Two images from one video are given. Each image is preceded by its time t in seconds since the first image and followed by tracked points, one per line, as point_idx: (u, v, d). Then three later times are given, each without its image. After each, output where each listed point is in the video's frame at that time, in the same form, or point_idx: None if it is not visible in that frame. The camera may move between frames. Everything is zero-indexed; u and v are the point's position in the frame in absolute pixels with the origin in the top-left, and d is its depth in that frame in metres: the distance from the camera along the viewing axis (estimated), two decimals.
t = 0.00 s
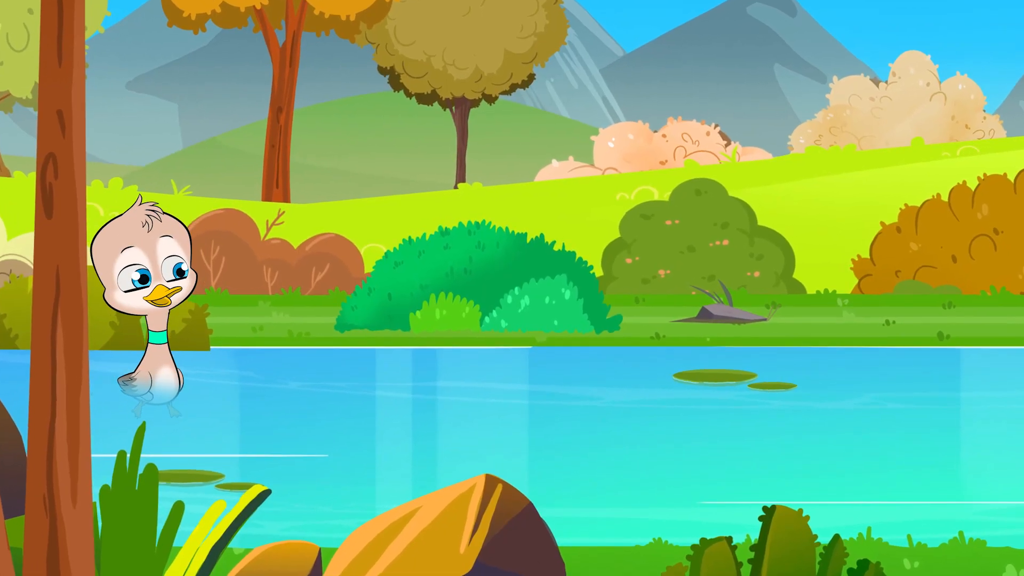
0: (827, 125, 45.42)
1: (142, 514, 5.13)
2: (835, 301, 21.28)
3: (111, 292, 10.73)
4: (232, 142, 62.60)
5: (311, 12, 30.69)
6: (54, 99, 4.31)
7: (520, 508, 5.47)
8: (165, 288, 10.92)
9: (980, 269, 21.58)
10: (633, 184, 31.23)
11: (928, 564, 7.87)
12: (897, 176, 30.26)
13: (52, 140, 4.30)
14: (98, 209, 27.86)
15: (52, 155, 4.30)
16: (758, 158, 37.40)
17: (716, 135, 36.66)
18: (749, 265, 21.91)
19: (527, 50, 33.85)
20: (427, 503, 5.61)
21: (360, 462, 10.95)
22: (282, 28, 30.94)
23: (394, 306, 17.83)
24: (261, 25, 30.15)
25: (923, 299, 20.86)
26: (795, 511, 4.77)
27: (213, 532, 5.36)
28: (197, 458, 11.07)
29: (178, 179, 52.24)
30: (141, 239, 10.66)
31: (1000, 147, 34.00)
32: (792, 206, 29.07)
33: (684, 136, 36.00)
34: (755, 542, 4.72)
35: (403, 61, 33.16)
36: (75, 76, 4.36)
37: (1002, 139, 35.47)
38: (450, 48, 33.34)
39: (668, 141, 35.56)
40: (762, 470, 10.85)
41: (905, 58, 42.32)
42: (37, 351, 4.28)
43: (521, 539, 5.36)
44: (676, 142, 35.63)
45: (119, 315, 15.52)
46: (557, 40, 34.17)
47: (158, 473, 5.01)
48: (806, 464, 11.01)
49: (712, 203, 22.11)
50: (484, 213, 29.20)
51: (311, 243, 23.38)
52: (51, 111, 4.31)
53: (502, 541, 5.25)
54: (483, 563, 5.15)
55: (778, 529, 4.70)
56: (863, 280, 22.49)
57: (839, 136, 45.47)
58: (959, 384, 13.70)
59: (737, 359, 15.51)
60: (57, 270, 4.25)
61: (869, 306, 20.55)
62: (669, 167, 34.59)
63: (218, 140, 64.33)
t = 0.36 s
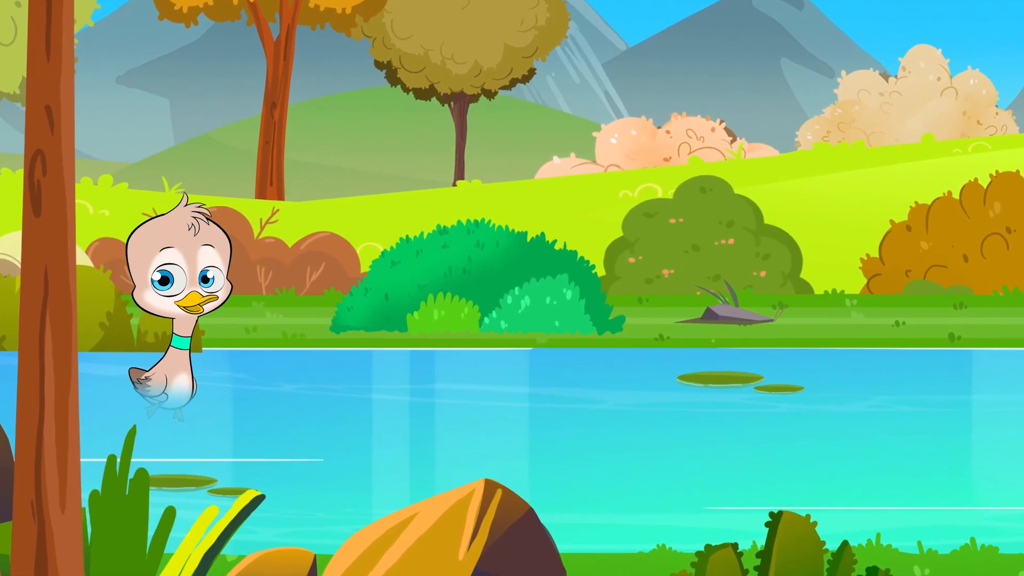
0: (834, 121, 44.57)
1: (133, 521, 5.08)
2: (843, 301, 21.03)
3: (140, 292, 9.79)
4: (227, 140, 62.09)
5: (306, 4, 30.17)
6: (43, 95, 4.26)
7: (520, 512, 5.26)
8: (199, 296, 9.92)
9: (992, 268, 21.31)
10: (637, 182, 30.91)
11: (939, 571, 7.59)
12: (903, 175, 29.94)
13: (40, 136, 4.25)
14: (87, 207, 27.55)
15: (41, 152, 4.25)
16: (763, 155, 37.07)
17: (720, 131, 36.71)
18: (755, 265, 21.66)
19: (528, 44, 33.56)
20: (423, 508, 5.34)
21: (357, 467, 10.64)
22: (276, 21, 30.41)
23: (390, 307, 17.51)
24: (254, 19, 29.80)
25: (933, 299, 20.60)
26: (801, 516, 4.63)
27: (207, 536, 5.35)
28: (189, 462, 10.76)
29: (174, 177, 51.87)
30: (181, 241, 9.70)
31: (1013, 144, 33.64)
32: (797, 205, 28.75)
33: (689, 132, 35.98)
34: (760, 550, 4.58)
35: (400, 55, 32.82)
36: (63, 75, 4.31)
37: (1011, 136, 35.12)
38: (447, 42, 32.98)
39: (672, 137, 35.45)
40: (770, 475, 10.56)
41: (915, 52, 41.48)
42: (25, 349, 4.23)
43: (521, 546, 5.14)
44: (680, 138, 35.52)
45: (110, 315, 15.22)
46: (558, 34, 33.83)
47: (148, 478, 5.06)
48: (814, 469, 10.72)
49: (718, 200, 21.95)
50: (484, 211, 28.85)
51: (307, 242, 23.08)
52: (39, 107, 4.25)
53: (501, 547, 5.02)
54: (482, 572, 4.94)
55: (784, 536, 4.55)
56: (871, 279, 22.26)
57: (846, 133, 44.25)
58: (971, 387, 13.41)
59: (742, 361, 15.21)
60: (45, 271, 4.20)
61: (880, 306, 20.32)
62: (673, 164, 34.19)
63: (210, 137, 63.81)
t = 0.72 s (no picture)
0: (842, 117, 43.97)
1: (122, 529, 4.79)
2: (851, 301, 20.84)
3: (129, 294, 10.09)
4: (225, 137, 61.77)
5: None
6: (31, 91, 3.93)
7: (521, 520, 5.01)
8: (187, 291, 10.07)
9: (1003, 268, 21.12)
10: (640, 179, 30.66)
11: None
12: (909, 173, 29.69)
13: (28, 132, 3.91)
14: (77, 205, 27.28)
15: (28, 148, 3.91)
16: (768, 152, 36.75)
17: (726, 128, 36.31)
18: (762, 263, 21.36)
19: (528, 37, 33.25)
20: (422, 512, 5.06)
21: (353, 472, 10.36)
22: (271, 15, 30.28)
23: (387, 307, 17.25)
24: (247, 13, 29.61)
25: (943, 298, 20.37)
26: (808, 523, 4.79)
27: (200, 542, 5.09)
28: (181, 467, 10.47)
29: (169, 174, 51.56)
30: (163, 241, 9.99)
31: None
32: (801, 202, 28.50)
33: (694, 129, 35.61)
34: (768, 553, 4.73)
35: (398, 49, 32.56)
36: (54, 65, 3.97)
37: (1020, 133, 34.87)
38: (446, 36, 32.61)
39: (676, 133, 35.05)
40: (776, 479, 10.29)
41: (925, 46, 41.12)
42: (12, 354, 3.92)
43: (520, 555, 4.87)
44: (684, 135, 35.07)
45: (100, 316, 15.00)
46: (558, 28, 33.58)
47: (140, 481, 4.75)
48: (821, 473, 10.45)
49: (722, 198, 21.71)
50: (485, 209, 28.60)
51: (302, 240, 22.93)
52: (27, 101, 3.91)
53: (501, 554, 4.76)
54: None
55: (789, 543, 4.71)
56: (881, 278, 21.98)
57: (855, 128, 43.80)
58: (981, 390, 13.17)
59: (748, 363, 14.96)
60: (33, 269, 3.89)
61: (889, 306, 20.11)
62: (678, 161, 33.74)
63: (204, 133, 63.39)
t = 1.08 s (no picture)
0: (849, 114, 43.49)
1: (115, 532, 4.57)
2: (858, 301, 20.74)
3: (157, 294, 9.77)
4: (221, 134, 61.49)
5: None
6: (22, 86, 3.60)
7: (522, 524, 4.78)
8: (219, 295, 9.82)
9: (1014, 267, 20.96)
10: (642, 177, 30.41)
11: None
12: (914, 170, 29.42)
13: (17, 129, 3.56)
14: (68, 203, 27.08)
15: (18, 146, 3.56)
16: (773, 149, 36.40)
17: (731, 125, 35.86)
18: (767, 263, 21.20)
19: (529, 32, 32.92)
20: (420, 517, 4.84)
21: (349, 476, 10.12)
22: (266, 9, 30.02)
23: (384, 308, 17.00)
24: (243, 8, 29.35)
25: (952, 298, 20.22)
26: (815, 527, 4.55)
27: (194, 547, 4.89)
28: (174, 470, 10.25)
29: (164, 172, 51.37)
30: (198, 240, 9.68)
31: None
32: (804, 201, 28.27)
33: (697, 125, 35.08)
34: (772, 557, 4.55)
35: (395, 44, 32.36)
36: (47, 61, 3.64)
37: None
38: (445, 31, 32.31)
39: (680, 130, 34.63)
40: (782, 483, 10.07)
41: (932, 40, 39.30)
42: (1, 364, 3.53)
43: (521, 561, 4.64)
44: (688, 132, 34.70)
45: (91, 317, 14.82)
46: (558, 23, 33.27)
47: (133, 485, 4.53)
48: (827, 477, 10.24)
49: (727, 195, 21.49)
50: (484, 208, 28.37)
51: (297, 239, 22.63)
52: (18, 97, 3.59)
53: (502, 560, 4.52)
54: None
55: (794, 549, 4.47)
56: (888, 278, 21.75)
57: (862, 126, 42.91)
58: (991, 392, 12.95)
59: (752, 365, 14.75)
60: (24, 271, 3.54)
61: (895, 306, 19.92)
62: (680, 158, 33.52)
63: (199, 130, 63.05)
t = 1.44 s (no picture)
0: (854, 111, 43.05)
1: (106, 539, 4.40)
2: (864, 301, 20.77)
3: (159, 292, 9.98)
4: (218, 133, 61.16)
5: None
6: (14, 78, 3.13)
7: (522, 528, 4.61)
8: (219, 291, 10.08)
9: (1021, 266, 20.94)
10: (644, 175, 30.21)
11: None
12: (919, 169, 29.27)
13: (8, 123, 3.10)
14: (61, 202, 26.86)
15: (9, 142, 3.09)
16: (777, 147, 36.12)
17: (734, 122, 35.66)
18: (770, 263, 21.11)
19: (529, 28, 32.75)
20: (419, 521, 4.67)
21: (348, 479, 9.94)
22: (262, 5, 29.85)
23: (382, 308, 16.83)
24: (239, 4, 29.15)
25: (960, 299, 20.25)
26: (820, 532, 4.64)
27: (186, 553, 4.70)
28: (168, 473, 10.07)
29: (158, 169, 51.15)
30: (196, 236, 9.89)
31: None
32: (807, 200, 28.13)
33: (700, 123, 34.86)
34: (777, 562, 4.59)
35: (394, 40, 32.10)
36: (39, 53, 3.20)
37: None
38: (443, 27, 32.21)
39: (682, 128, 34.48)
40: (786, 486, 9.91)
41: (938, 37, 38.80)
42: None
43: (523, 567, 4.47)
44: (691, 129, 34.51)
45: (84, 318, 14.66)
46: (559, 18, 33.01)
47: (127, 488, 4.43)
48: (832, 480, 10.08)
49: (730, 194, 21.31)
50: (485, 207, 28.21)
51: (294, 239, 22.41)
52: (8, 93, 3.07)
53: (503, 565, 4.35)
54: None
55: (800, 552, 4.56)
56: (894, 278, 21.78)
57: (868, 123, 42.63)
58: (998, 394, 12.80)
59: (755, 366, 14.61)
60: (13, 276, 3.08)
61: (900, 306, 19.81)
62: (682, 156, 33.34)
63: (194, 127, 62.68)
